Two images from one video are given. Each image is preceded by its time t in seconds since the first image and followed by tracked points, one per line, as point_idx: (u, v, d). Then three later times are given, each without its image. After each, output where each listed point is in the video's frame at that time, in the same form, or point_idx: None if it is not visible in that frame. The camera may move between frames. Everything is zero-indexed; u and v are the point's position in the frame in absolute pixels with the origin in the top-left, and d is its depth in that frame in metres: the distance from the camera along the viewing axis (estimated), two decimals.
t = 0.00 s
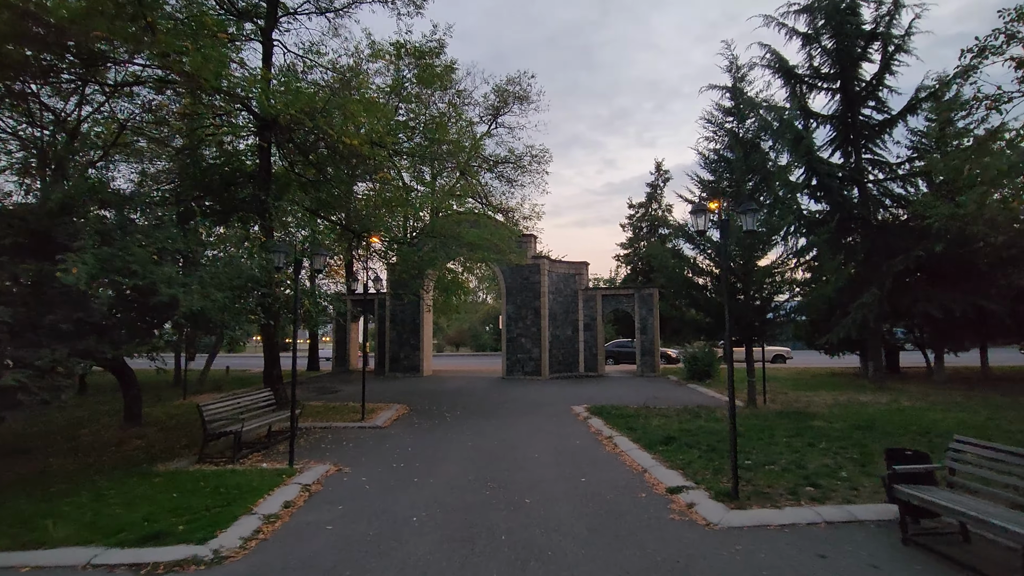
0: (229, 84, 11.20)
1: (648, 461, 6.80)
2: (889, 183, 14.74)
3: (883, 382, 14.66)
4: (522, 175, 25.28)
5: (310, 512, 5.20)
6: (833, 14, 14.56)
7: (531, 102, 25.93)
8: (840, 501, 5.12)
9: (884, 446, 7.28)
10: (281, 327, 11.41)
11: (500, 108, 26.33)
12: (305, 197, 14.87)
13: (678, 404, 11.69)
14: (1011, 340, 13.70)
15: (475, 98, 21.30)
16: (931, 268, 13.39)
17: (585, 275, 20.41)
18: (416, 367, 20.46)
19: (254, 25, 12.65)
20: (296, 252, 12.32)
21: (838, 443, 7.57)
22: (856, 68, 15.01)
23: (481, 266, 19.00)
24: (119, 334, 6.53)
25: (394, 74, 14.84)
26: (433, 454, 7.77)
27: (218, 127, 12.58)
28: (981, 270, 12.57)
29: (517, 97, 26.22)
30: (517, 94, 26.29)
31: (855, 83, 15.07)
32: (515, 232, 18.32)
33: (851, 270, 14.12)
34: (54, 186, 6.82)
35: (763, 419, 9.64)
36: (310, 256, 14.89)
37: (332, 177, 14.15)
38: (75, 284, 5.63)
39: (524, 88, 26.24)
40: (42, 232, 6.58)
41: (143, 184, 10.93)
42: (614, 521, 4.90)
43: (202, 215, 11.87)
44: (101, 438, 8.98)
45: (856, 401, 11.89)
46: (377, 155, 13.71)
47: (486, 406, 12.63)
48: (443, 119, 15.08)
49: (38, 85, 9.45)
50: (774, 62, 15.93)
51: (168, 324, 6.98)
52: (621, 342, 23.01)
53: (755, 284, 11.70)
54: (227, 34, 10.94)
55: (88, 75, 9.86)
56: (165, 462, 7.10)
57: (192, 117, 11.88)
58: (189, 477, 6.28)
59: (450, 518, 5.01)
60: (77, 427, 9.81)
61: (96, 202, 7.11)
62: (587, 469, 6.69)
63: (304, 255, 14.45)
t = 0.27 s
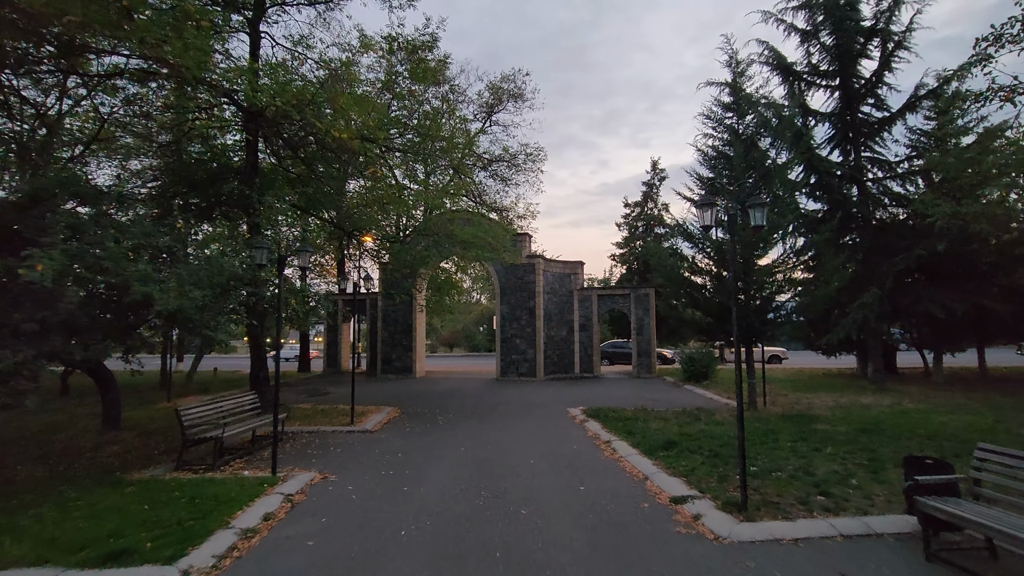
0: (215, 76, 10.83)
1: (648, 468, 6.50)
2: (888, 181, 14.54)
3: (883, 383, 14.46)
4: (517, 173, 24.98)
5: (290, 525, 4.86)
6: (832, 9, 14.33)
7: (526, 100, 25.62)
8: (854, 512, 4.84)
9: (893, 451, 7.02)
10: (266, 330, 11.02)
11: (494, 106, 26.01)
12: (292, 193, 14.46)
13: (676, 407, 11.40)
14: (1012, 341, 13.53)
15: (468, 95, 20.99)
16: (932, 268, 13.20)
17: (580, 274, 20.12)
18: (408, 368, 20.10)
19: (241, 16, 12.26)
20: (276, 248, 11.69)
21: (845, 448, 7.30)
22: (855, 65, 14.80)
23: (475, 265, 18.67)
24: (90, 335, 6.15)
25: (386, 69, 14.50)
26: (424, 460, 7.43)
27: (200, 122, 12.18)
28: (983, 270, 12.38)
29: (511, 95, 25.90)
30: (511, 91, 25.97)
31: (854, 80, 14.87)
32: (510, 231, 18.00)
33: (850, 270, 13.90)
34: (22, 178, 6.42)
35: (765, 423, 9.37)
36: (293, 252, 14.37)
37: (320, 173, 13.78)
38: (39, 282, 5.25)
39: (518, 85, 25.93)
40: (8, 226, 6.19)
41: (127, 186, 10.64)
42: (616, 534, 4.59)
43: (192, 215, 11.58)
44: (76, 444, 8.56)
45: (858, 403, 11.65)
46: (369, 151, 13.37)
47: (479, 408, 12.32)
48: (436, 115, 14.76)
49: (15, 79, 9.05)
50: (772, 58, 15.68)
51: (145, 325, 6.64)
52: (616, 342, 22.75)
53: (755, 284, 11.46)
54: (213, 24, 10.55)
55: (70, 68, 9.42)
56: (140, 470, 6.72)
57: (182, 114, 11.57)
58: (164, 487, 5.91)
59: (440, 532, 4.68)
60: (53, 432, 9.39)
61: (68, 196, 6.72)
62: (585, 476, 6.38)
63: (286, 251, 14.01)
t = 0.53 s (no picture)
0: (199, 66, 10.42)
1: (650, 473, 6.17)
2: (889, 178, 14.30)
3: (884, 383, 14.21)
4: (512, 171, 24.65)
5: (268, 539, 4.49)
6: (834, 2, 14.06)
7: (521, 96, 25.28)
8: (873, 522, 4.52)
9: (904, 455, 6.73)
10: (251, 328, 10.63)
11: (488, 103, 25.66)
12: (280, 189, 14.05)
13: (675, 408, 11.09)
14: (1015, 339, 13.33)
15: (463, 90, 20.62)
16: (935, 266, 12.96)
17: (576, 273, 19.81)
18: (401, 368, 19.71)
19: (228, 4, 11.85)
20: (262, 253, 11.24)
21: (853, 451, 7.01)
22: (857, 59, 14.54)
23: (469, 262, 18.32)
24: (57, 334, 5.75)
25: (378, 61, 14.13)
26: (415, 465, 7.08)
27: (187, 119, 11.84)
28: (987, 267, 12.15)
29: (506, 91, 25.56)
30: (506, 88, 25.63)
31: (856, 75, 14.61)
32: (505, 228, 17.66)
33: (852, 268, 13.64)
34: None
35: (768, 425, 9.07)
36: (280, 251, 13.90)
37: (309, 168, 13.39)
38: None
39: (514, 82, 25.60)
40: None
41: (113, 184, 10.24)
42: (619, 548, 4.26)
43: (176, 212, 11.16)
44: (49, 449, 8.14)
45: (861, 403, 11.38)
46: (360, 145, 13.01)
47: (473, 410, 11.98)
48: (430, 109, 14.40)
49: None
50: (772, 52, 15.39)
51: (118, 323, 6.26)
52: (612, 341, 22.45)
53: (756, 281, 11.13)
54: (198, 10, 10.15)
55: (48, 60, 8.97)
56: (112, 478, 6.32)
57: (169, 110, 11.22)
58: (135, 496, 5.52)
59: (429, 546, 4.33)
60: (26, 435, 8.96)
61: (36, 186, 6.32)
62: (584, 483, 6.05)
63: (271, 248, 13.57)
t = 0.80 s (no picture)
0: (186, 57, 10.08)
1: (655, 481, 5.86)
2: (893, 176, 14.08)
3: (888, 384, 13.95)
4: (509, 169, 24.33)
5: (246, 556, 4.16)
6: None
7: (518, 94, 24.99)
8: (896, 534, 4.21)
9: (918, 460, 6.44)
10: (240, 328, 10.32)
11: (485, 100, 25.35)
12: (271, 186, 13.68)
13: (677, 411, 10.78)
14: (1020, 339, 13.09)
15: (459, 87, 20.29)
16: (941, 265, 12.71)
17: (574, 272, 19.51)
18: (396, 369, 19.37)
19: None
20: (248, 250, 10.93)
21: (865, 456, 6.72)
22: (860, 54, 14.30)
23: (465, 260, 17.99)
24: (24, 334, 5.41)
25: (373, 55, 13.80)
26: (407, 471, 6.76)
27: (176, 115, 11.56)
28: (994, 267, 11.92)
29: (503, 89, 25.26)
30: (503, 85, 25.33)
31: (859, 70, 14.37)
32: (501, 226, 17.33)
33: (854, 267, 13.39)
34: None
35: (774, 428, 8.77)
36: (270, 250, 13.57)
37: (301, 164, 13.03)
38: None
39: (511, 79, 25.29)
40: None
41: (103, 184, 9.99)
42: (624, 563, 3.96)
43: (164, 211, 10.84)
44: (24, 454, 7.78)
45: (866, 405, 11.12)
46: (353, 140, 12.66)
47: (469, 412, 11.65)
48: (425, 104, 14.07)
49: None
50: (774, 48, 15.13)
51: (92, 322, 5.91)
52: (610, 342, 22.13)
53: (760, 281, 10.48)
54: None
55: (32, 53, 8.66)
56: (86, 487, 5.98)
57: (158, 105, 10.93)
58: (107, 508, 5.17)
59: (421, 563, 4.02)
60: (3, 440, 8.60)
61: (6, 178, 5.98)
62: (584, 491, 5.73)
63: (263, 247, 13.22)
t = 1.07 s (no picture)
0: (177, 48, 9.77)
1: (663, 489, 5.57)
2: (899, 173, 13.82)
3: (895, 385, 13.70)
4: (508, 167, 24.04)
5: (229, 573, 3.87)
6: None
7: (517, 91, 24.71)
8: (926, 548, 3.94)
9: (937, 466, 6.17)
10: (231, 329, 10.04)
11: (484, 98, 25.07)
12: (265, 183, 13.34)
13: (681, 413, 10.50)
14: None
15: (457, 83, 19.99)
16: (949, 263, 12.45)
17: (574, 271, 19.23)
18: (393, 370, 19.07)
19: None
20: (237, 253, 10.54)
21: (881, 461, 6.45)
22: (866, 49, 14.03)
23: (463, 259, 17.71)
24: None
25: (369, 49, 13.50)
26: (404, 478, 6.46)
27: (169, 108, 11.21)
28: (1004, 265, 11.66)
29: (502, 86, 24.98)
30: (502, 82, 25.04)
31: (865, 66, 14.10)
32: (500, 224, 17.04)
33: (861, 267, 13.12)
34: None
35: (782, 431, 8.49)
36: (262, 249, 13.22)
37: (295, 161, 12.71)
38: None
39: (510, 76, 25.01)
40: None
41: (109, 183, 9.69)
42: None
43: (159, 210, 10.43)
44: (5, 460, 7.47)
45: (875, 407, 10.85)
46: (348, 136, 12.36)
47: (467, 414, 11.36)
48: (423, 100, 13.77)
49: None
50: (778, 43, 14.85)
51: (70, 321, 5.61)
52: (610, 342, 21.86)
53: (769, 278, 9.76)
54: None
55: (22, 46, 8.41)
56: (64, 496, 5.68)
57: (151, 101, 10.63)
58: (84, 519, 4.87)
59: None
60: None
61: None
62: (589, 500, 5.44)
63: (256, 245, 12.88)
